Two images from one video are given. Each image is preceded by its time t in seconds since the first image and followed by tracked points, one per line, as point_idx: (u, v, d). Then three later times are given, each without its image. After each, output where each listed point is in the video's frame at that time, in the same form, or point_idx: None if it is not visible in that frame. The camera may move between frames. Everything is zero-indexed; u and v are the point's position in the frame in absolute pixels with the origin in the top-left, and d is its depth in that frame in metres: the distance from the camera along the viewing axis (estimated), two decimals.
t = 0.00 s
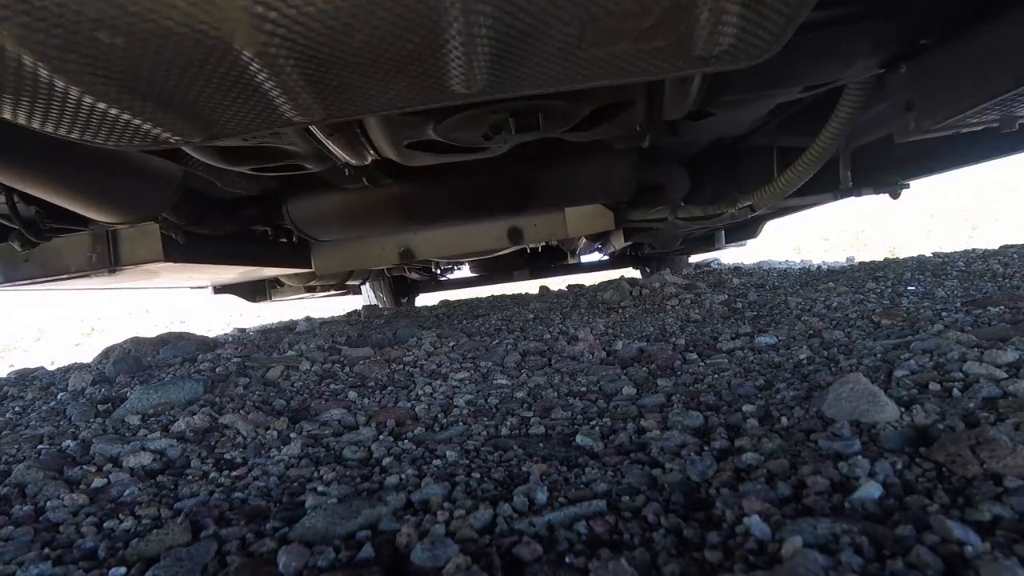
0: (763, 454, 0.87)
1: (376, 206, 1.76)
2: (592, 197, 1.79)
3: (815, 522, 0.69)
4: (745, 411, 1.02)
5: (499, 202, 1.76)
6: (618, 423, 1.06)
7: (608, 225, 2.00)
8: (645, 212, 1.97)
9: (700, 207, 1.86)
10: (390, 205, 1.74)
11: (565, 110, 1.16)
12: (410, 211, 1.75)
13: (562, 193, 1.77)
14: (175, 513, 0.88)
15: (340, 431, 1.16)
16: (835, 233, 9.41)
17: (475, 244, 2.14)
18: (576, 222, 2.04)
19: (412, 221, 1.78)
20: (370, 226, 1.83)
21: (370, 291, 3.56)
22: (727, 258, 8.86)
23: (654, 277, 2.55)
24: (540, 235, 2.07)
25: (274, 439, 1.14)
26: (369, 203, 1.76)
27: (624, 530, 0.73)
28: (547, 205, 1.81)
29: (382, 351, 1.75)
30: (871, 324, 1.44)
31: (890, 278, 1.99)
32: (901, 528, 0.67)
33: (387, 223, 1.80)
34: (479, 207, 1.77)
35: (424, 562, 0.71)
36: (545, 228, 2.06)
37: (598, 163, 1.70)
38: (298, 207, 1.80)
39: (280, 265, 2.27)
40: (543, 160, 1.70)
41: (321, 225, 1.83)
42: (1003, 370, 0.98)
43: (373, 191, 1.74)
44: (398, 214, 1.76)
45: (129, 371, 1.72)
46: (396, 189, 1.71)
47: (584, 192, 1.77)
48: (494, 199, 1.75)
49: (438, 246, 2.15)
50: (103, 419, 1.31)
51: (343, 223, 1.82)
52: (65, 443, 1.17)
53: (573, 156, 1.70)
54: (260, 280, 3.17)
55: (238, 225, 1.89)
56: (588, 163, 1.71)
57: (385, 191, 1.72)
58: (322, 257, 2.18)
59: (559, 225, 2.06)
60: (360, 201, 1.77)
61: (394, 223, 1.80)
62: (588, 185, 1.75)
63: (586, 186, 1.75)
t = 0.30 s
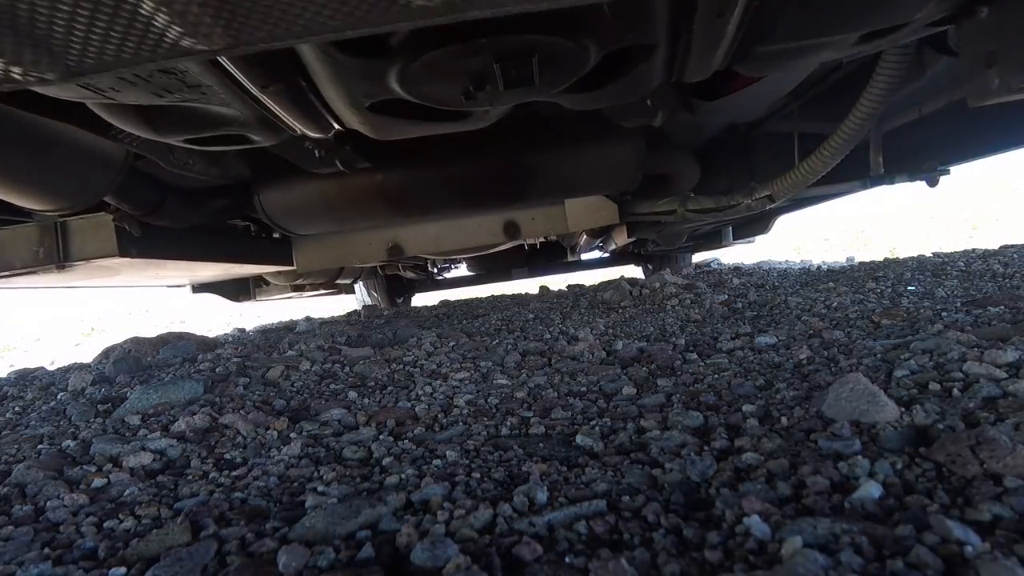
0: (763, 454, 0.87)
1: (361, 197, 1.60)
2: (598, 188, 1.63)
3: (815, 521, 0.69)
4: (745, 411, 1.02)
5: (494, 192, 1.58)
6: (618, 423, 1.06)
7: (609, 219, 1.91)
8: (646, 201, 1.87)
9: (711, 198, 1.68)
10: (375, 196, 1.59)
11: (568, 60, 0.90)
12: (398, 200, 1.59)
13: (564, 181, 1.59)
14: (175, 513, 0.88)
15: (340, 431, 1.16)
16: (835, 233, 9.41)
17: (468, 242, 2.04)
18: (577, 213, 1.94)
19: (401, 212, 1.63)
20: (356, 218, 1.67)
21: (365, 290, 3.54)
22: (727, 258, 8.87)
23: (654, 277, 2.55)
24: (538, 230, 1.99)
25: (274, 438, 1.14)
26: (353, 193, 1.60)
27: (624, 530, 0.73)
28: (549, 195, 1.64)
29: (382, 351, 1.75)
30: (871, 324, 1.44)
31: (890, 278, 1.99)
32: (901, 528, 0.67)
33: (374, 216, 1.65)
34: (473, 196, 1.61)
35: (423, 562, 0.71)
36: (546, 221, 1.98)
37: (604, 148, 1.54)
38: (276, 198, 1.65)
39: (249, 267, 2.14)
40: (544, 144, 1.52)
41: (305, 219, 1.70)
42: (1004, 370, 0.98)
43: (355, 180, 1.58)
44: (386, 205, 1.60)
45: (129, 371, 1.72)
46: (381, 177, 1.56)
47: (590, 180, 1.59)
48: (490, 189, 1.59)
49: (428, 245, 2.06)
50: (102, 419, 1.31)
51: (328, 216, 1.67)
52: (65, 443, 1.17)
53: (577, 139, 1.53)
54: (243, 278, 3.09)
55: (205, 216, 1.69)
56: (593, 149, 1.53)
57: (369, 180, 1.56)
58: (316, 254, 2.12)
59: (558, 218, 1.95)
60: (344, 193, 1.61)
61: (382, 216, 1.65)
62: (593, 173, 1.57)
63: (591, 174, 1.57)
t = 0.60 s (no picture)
0: (763, 454, 0.87)
1: (339, 181, 1.45)
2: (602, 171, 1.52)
3: (815, 521, 0.69)
4: (745, 411, 1.02)
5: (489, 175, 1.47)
6: (618, 423, 1.06)
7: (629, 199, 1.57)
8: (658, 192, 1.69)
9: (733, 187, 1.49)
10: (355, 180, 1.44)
11: None
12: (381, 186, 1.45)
13: (565, 163, 1.47)
14: (174, 513, 0.88)
15: (341, 431, 1.16)
16: (835, 233, 9.41)
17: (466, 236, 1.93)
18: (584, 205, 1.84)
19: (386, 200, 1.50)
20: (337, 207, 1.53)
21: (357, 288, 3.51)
22: (727, 258, 8.88)
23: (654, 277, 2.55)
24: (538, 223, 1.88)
25: (275, 438, 1.14)
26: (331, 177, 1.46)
27: (624, 530, 0.74)
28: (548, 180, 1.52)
29: (382, 351, 1.75)
30: (871, 324, 1.44)
31: (890, 278, 1.99)
32: (901, 528, 0.67)
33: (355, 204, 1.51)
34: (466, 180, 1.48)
35: (423, 562, 0.71)
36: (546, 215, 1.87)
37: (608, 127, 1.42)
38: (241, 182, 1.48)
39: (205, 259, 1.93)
40: (540, 123, 1.40)
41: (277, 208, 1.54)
42: (1004, 370, 0.98)
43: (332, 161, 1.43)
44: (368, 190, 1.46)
45: (129, 371, 1.72)
46: (359, 161, 1.42)
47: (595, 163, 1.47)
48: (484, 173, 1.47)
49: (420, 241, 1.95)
50: (103, 419, 1.31)
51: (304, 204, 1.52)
52: (65, 443, 1.17)
53: (576, 121, 1.41)
54: (221, 276, 2.93)
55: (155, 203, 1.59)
56: (598, 125, 1.41)
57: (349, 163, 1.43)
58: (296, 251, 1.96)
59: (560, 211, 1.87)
60: (322, 178, 1.46)
61: (364, 203, 1.50)
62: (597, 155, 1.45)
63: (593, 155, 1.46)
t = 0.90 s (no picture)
0: (762, 454, 0.87)
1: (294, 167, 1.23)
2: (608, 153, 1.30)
3: (815, 521, 0.69)
4: (745, 411, 1.02)
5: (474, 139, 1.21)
6: (618, 423, 1.06)
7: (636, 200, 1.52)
8: (677, 175, 1.47)
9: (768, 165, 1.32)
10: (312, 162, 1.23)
11: None
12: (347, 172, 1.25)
13: (564, 141, 1.25)
14: (174, 513, 0.88)
15: (341, 431, 1.16)
16: (835, 233, 9.41)
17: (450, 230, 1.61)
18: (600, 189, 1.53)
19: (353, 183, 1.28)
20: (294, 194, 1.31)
21: (344, 288, 3.44)
22: (727, 258, 8.88)
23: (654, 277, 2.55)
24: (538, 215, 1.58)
25: (275, 438, 1.14)
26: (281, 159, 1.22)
27: (624, 530, 0.74)
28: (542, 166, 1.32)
29: (382, 350, 1.75)
30: (871, 324, 1.44)
31: (890, 278, 1.99)
32: (899, 527, 0.67)
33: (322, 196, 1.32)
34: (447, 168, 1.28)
35: (423, 561, 0.71)
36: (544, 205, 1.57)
37: (620, 95, 1.18)
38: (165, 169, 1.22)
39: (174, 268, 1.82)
40: (537, 94, 1.18)
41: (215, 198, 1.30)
42: (1004, 370, 0.98)
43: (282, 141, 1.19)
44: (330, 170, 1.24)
45: (130, 371, 1.72)
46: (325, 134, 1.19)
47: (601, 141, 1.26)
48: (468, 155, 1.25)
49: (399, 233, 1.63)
50: (103, 419, 1.31)
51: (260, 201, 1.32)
52: (65, 443, 1.17)
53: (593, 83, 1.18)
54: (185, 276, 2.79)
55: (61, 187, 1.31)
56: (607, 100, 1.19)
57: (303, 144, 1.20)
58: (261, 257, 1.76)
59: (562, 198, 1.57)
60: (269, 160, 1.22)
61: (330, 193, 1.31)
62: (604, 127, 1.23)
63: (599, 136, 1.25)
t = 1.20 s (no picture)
0: (761, 454, 0.87)
1: (233, 120, 0.98)
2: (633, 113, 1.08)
3: (815, 521, 0.69)
4: (745, 411, 1.02)
5: (462, 131, 1.05)
6: (618, 423, 1.06)
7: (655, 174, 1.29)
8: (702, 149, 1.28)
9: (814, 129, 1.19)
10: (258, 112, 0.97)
11: None
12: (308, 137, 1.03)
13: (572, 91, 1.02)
14: (174, 513, 0.88)
15: (341, 431, 1.16)
16: (835, 233, 9.41)
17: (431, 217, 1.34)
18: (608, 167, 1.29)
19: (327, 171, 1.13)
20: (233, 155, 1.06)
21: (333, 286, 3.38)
22: (727, 258, 8.88)
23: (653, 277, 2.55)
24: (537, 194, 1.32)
25: (275, 438, 1.14)
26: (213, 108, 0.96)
27: (624, 530, 0.74)
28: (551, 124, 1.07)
29: (382, 350, 1.75)
30: (871, 324, 1.44)
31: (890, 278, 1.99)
32: (899, 527, 0.67)
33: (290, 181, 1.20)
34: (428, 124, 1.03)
35: (423, 561, 0.71)
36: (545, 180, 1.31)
37: (649, 30, 0.97)
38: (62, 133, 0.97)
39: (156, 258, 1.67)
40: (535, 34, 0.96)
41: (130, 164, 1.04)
42: (1004, 370, 0.98)
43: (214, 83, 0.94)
44: (291, 148, 1.04)
45: (130, 371, 1.72)
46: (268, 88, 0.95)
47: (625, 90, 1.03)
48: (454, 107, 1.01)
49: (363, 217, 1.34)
50: (103, 419, 1.31)
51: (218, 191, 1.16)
52: (65, 443, 1.17)
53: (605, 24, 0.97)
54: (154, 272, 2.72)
55: None
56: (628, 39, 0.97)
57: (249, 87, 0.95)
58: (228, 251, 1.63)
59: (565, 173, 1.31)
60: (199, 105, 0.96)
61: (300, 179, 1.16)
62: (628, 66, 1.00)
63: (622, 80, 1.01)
